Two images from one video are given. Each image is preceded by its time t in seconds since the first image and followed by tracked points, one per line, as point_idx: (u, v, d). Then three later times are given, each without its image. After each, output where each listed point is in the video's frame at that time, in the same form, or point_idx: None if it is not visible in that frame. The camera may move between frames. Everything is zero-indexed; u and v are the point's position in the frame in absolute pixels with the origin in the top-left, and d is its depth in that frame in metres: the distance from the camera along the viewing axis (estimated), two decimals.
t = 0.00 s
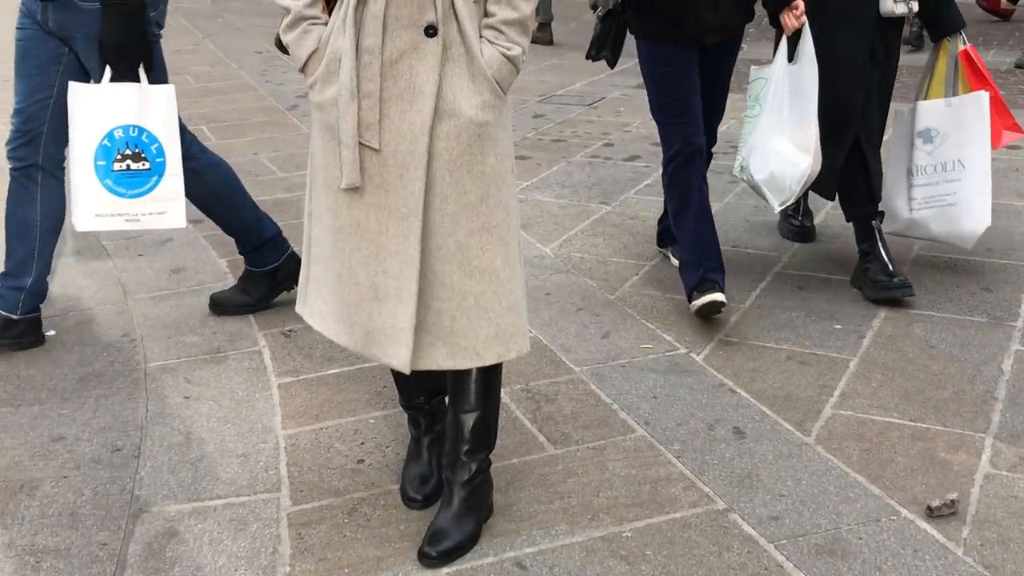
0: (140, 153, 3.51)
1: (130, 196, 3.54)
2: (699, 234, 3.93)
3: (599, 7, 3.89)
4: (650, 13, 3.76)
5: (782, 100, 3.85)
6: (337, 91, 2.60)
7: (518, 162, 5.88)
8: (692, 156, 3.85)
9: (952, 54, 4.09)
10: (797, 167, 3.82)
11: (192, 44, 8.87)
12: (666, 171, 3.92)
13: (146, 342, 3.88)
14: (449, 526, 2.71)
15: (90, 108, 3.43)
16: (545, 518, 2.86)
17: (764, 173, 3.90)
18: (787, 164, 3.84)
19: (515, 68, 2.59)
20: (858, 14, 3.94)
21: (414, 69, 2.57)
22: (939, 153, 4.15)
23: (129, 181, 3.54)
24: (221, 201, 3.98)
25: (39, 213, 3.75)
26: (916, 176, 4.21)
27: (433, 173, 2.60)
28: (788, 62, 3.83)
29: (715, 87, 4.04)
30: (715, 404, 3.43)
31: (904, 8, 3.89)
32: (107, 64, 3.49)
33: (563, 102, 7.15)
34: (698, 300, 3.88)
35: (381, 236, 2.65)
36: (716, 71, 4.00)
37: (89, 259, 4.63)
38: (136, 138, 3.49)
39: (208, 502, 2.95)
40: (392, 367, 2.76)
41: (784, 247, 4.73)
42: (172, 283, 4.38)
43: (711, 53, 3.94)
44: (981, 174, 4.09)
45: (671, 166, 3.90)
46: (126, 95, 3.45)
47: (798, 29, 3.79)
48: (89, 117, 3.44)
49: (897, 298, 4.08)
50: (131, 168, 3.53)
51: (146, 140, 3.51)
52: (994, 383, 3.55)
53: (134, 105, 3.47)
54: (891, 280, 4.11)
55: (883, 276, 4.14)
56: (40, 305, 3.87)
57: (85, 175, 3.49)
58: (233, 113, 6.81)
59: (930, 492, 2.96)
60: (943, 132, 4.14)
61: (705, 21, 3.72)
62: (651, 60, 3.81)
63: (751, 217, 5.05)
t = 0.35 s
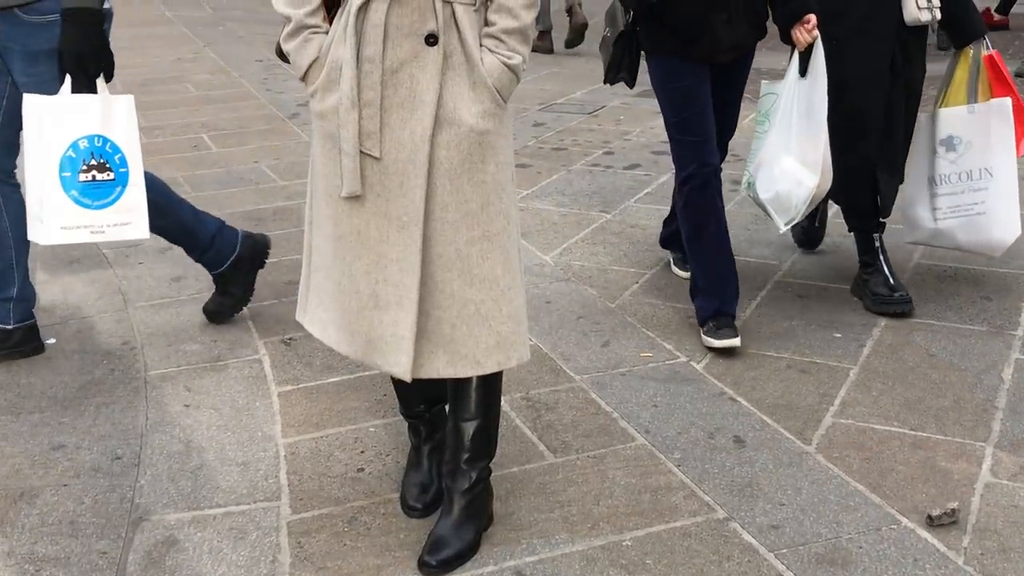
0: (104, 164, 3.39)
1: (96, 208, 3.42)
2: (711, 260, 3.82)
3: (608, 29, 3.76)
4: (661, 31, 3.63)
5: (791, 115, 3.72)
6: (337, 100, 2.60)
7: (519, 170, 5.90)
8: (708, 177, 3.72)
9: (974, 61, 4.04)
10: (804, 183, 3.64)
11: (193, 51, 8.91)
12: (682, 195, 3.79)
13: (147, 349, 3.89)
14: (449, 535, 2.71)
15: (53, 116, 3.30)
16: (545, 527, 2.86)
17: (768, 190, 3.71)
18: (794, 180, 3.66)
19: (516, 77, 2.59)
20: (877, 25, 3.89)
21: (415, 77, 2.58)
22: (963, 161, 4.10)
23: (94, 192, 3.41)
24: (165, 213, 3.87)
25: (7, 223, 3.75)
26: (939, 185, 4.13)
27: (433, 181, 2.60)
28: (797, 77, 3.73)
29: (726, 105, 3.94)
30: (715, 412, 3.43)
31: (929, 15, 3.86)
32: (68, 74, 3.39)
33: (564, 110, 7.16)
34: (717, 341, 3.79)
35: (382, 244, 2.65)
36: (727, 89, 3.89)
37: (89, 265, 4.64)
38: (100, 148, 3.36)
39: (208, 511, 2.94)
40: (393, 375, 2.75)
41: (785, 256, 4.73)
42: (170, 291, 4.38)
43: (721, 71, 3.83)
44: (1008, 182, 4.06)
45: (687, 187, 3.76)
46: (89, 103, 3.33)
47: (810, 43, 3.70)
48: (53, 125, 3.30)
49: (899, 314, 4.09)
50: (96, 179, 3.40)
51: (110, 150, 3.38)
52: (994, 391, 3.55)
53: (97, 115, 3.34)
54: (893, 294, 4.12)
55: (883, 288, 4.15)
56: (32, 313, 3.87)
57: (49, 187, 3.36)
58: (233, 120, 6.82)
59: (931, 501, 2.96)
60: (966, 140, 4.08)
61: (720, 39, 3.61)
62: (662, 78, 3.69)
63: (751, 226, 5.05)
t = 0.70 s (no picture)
0: (68, 172, 3.56)
1: (62, 218, 3.57)
2: (712, 275, 3.81)
3: (618, 41, 3.70)
4: (670, 38, 3.54)
5: (804, 127, 3.64)
6: (338, 109, 2.60)
7: (519, 179, 5.90)
8: (719, 195, 3.68)
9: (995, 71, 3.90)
10: (816, 200, 3.57)
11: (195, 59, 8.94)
12: (690, 211, 3.75)
13: (147, 358, 3.89)
14: (449, 544, 2.71)
15: (15, 127, 3.46)
16: (545, 536, 2.86)
17: (778, 207, 3.65)
18: (805, 197, 3.59)
19: (516, 86, 2.60)
20: (895, 32, 3.84)
21: (415, 86, 2.58)
22: (989, 173, 3.93)
23: (59, 202, 3.57)
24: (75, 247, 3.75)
25: None
26: (963, 198, 3.99)
27: (433, 190, 2.61)
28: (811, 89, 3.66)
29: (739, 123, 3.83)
30: (715, 421, 3.43)
31: (947, 24, 3.82)
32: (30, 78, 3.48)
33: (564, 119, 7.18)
34: (714, 356, 3.82)
35: (382, 253, 2.65)
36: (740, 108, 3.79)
37: (89, 274, 4.64)
38: (63, 157, 3.54)
39: (208, 520, 2.94)
40: (393, 383, 2.75)
41: (786, 265, 4.74)
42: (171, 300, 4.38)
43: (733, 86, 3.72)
44: None
45: (696, 203, 3.72)
46: (51, 113, 3.50)
47: (825, 56, 3.61)
48: (18, 135, 3.47)
49: (899, 324, 4.10)
50: (61, 188, 3.56)
51: (72, 158, 3.55)
52: (995, 401, 3.55)
53: (58, 124, 3.51)
54: (893, 305, 4.12)
55: (882, 298, 4.15)
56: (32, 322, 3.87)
57: (17, 199, 3.51)
58: (234, 129, 6.84)
59: (931, 510, 2.96)
60: (991, 151, 3.92)
61: (730, 46, 3.50)
62: (670, 91, 3.60)
63: (751, 236, 5.05)
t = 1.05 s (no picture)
0: (29, 182, 3.45)
1: (27, 227, 3.46)
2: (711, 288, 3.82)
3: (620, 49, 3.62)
4: (677, 47, 3.54)
5: (821, 139, 3.59)
6: (338, 119, 2.61)
7: (520, 190, 5.91)
8: (716, 210, 3.68)
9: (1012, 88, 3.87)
10: (829, 215, 3.54)
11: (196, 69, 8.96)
12: (689, 225, 3.73)
13: (148, 367, 3.89)
14: (449, 555, 2.71)
15: None
16: (545, 547, 2.85)
17: (790, 220, 3.61)
18: (819, 212, 3.56)
19: (516, 97, 2.61)
20: (911, 42, 3.81)
21: (416, 97, 2.59)
22: (1012, 193, 3.92)
23: (23, 212, 3.45)
24: None
25: None
26: (988, 219, 3.96)
27: (433, 200, 2.61)
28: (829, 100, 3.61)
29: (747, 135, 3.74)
30: (715, 432, 3.43)
31: (964, 34, 3.77)
32: None
33: (564, 129, 7.19)
34: (713, 366, 3.83)
35: (382, 263, 2.66)
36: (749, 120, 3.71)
37: (89, 283, 4.65)
38: (24, 167, 3.43)
39: (209, 530, 2.94)
40: (394, 394, 2.76)
41: (786, 275, 4.74)
42: (172, 310, 4.38)
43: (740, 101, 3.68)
44: None
45: (695, 218, 3.70)
46: (8, 123, 3.40)
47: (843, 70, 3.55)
48: None
49: (900, 335, 4.10)
50: (24, 198, 3.44)
51: (31, 167, 3.45)
52: (996, 412, 3.55)
53: (15, 133, 3.41)
54: (894, 317, 4.12)
55: (883, 309, 4.14)
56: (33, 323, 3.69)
57: None
58: (235, 139, 6.85)
59: (932, 521, 2.95)
60: (1014, 171, 3.91)
61: (738, 53, 3.46)
62: (676, 100, 3.60)
63: (751, 246, 5.06)
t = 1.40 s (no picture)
0: None
1: None
2: (710, 307, 3.81)
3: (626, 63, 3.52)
4: (687, 59, 3.50)
5: (839, 161, 3.56)
6: (339, 134, 2.61)
7: (520, 204, 5.91)
8: (714, 230, 3.69)
9: None
10: (851, 238, 3.50)
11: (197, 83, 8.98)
12: (688, 241, 3.74)
13: (147, 381, 3.89)
14: (450, 570, 2.70)
15: None
16: (545, 562, 2.85)
17: (812, 244, 3.56)
18: (840, 235, 3.52)
19: (516, 111, 2.61)
20: (927, 64, 3.69)
21: (416, 111, 2.59)
22: None
23: None
24: None
25: None
26: (1015, 250, 3.84)
27: (434, 214, 2.61)
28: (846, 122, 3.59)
29: (763, 139, 3.57)
30: (716, 446, 3.43)
31: (986, 54, 3.60)
32: None
33: (565, 144, 7.20)
34: (756, 375, 3.84)
35: (382, 277, 2.66)
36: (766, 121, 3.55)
37: (89, 297, 4.65)
38: None
39: (208, 544, 2.94)
40: (394, 408, 2.76)
41: (787, 289, 4.74)
42: (172, 324, 4.38)
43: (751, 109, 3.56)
44: None
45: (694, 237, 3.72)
46: None
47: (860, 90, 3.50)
48: None
49: (900, 352, 4.09)
50: None
51: None
52: (996, 426, 3.54)
53: None
54: (897, 335, 4.11)
55: (885, 326, 4.14)
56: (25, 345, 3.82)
57: None
58: (235, 153, 6.86)
59: (933, 537, 2.94)
60: None
61: (749, 68, 3.40)
62: (683, 115, 3.60)
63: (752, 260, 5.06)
